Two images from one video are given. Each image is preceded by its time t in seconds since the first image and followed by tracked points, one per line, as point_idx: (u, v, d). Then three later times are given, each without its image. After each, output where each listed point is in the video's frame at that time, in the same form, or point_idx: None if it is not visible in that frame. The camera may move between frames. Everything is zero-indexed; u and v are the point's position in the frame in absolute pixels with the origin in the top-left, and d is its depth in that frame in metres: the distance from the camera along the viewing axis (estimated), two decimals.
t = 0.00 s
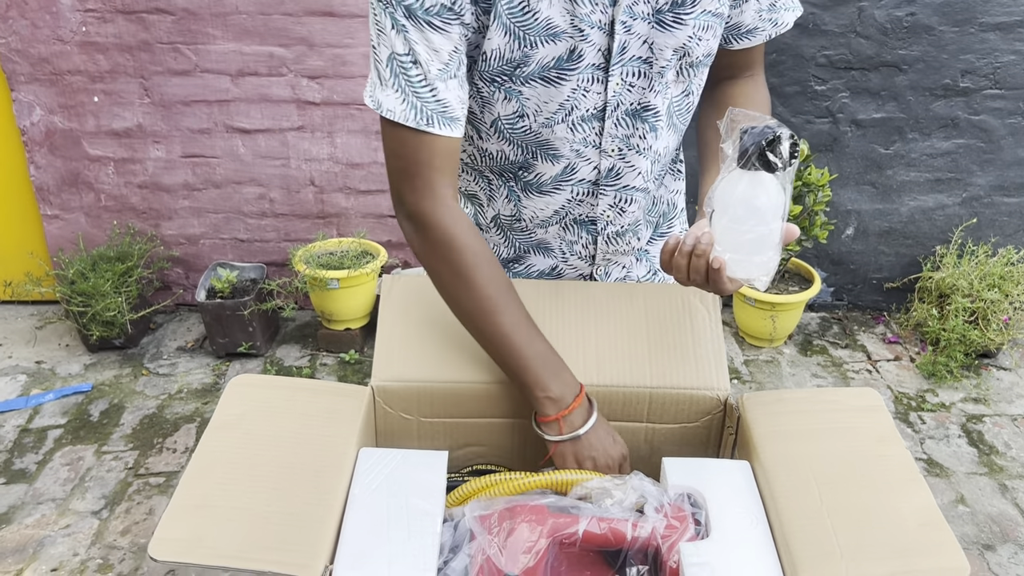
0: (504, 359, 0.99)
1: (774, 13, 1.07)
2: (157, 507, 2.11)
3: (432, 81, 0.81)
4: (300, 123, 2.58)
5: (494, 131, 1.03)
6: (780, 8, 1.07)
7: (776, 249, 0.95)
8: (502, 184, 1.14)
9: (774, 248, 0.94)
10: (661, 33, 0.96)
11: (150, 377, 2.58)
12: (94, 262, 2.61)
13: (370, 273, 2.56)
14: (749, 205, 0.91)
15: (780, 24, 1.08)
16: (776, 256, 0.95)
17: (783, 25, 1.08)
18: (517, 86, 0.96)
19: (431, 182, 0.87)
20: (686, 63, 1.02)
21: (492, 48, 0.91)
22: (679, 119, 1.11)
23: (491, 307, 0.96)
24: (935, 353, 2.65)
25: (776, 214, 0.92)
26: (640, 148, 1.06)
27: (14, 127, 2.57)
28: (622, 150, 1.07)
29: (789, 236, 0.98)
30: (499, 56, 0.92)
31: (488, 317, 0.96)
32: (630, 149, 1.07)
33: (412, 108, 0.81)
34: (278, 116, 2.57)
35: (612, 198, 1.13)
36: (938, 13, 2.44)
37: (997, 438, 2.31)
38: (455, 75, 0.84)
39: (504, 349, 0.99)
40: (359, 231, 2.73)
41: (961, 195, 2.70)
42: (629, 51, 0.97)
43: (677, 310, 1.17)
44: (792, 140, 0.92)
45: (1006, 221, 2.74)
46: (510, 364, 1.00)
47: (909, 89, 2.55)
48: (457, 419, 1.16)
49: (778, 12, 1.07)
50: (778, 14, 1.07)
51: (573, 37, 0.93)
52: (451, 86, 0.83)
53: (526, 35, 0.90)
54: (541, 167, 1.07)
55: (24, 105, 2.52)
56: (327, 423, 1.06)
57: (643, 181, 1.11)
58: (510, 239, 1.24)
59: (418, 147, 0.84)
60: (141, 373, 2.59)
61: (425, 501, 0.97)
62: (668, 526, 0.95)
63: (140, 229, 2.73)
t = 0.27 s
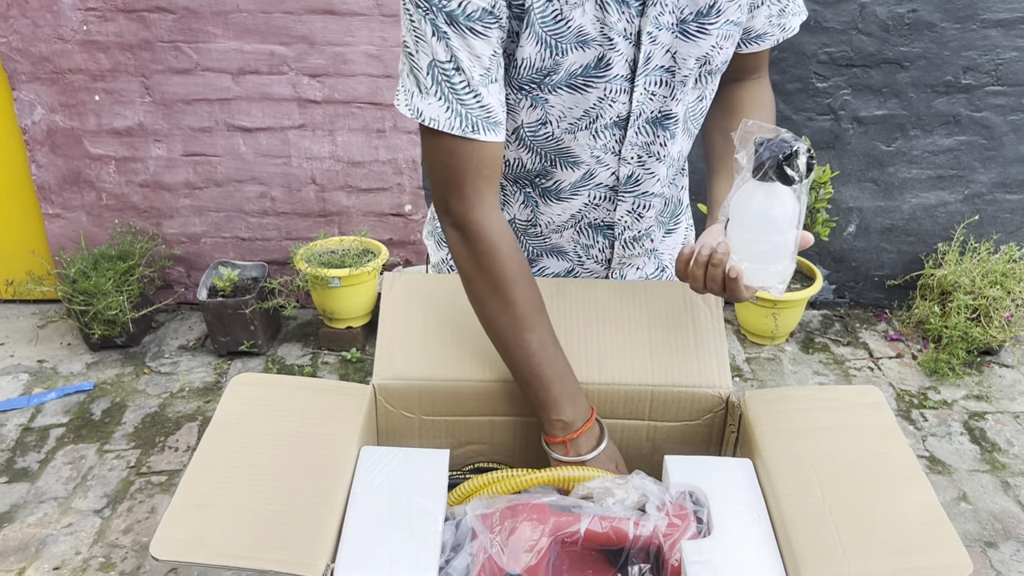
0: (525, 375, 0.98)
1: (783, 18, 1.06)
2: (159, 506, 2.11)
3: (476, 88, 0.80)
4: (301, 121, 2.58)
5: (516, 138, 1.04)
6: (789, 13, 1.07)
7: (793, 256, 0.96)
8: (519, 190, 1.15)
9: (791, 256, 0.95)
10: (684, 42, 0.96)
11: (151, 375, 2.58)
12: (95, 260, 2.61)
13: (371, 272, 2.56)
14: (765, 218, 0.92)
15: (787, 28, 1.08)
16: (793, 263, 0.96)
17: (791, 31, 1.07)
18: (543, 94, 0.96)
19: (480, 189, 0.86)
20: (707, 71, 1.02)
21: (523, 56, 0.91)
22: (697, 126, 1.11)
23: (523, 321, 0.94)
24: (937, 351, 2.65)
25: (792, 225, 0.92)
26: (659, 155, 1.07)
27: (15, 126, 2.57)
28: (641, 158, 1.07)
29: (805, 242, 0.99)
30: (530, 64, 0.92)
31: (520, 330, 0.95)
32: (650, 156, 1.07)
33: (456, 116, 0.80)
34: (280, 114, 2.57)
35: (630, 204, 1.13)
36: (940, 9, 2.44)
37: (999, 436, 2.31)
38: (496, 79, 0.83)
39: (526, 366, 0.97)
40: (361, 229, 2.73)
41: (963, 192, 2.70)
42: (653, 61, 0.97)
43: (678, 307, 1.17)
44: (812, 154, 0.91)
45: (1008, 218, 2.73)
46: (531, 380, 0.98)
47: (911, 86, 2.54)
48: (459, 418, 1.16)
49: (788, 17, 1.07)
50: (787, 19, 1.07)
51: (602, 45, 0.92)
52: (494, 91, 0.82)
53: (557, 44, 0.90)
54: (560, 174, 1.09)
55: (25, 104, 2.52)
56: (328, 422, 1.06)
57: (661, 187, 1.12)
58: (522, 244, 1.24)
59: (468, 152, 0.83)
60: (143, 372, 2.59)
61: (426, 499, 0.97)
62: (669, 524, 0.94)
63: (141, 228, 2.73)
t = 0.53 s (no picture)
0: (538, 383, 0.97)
1: (790, 19, 1.06)
2: (161, 506, 2.12)
3: (499, 89, 0.79)
4: (303, 121, 2.57)
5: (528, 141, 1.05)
6: (796, 15, 1.06)
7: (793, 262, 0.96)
8: (528, 193, 1.15)
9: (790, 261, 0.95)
10: (700, 44, 0.96)
11: (154, 375, 2.58)
12: (97, 261, 2.61)
13: (373, 271, 2.56)
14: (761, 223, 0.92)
15: (794, 30, 1.08)
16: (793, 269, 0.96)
17: (798, 31, 1.07)
18: (557, 95, 0.96)
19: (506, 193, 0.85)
20: (721, 73, 1.02)
21: (540, 58, 0.90)
22: (708, 128, 1.11)
23: (535, 332, 0.93)
24: (940, 349, 2.64)
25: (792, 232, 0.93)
26: (671, 157, 1.07)
27: (17, 126, 2.57)
28: (654, 161, 1.07)
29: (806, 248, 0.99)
30: (546, 64, 0.91)
31: (532, 338, 0.94)
32: (662, 159, 1.07)
33: (479, 118, 0.79)
34: (281, 114, 2.57)
35: (641, 206, 1.14)
36: (942, 7, 2.43)
37: (1002, 434, 2.30)
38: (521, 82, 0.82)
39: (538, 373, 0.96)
40: (362, 229, 2.72)
41: (966, 190, 2.69)
42: (668, 62, 0.96)
43: (677, 305, 1.17)
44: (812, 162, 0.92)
45: (1011, 216, 2.72)
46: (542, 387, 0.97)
47: (913, 84, 2.54)
48: (458, 416, 1.16)
49: (794, 18, 1.06)
50: (794, 20, 1.07)
51: (617, 46, 0.92)
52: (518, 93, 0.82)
53: (574, 44, 0.90)
54: (571, 176, 1.09)
55: (27, 104, 2.52)
56: (328, 420, 1.06)
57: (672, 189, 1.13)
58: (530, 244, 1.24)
59: (492, 154, 0.82)
60: (145, 372, 2.59)
61: (425, 497, 0.96)
62: (669, 522, 0.94)
63: (143, 228, 2.73)
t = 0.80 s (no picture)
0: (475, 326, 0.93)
1: (793, 27, 1.08)
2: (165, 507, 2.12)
3: (432, 55, 0.76)
4: (305, 122, 2.58)
5: (513, 126, 1.02)
6: (800, 21, 1.09)
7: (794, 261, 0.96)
8: (515, 186, 1.12)
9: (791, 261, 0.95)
10: (692, 36, 0.98)
11: (157, 377, 2.58)
12: (101, 262, 2.61)
13: (375, 272, 2.56)
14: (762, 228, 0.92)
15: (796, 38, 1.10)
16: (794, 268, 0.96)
17: (799, 39, 1.09)
18: (543, 77, 0.94)
19: (401, 151, 0.81)
20: (714, 67, 1.04)
21: (520, 34, 0.89)
22: (703, 126, 1.13)
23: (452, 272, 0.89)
24: (944, 350, 2.64)
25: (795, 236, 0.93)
26: (665, 151, 1.08)
27: (20, 128, 2.58)
28: (647, 156, 1.07)
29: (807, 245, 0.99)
30: (527, 40, 0.90)
31: (451, 279, 0.89)
32: (655, 153, 1.07)
33: (407, 78, 0.76)
34: (284, 115, 2.57)
35: (635, 201, 1.14)
36: (945, 7, 2.43)
37: (1007, 435, 2.29)
38: (459, 54, 0.79)
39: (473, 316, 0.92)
40: (365, 230, 2.72)
41: (970, 191, 2.68)
42: (659, 52, 0.97)
43: (680, 305, 1.16)
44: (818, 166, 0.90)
45: (1015, 216, 2.72)
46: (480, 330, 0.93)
47: (917, 84, 2.53)
48: (460, 418, 1.16)
49: (798, 24, 1.08)
50: (797, 28, 1.09)
51: (605, 28, 0.92)
52: (451, 64, 0.79)
53: (560, 22, 0.89)
54: (559, 165, 1.07)
55: (30, 106, 2.52)
56: (330, 422, 1.06)
57: (667, 185, 1.13)
58: (521, 245, 1.22)
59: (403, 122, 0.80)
60: (149, 374, 2.60)
61: (427, 500, 0.96)
62: (672, 525, 0.94)
63: (146, 230, 2.73)
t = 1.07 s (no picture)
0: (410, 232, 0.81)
1: (785, 23, 1.09)
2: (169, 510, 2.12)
3: (367, 13, 0.77)
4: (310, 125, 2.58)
5: (490, 112, 1.02)
6: (792, 18, 1.10)
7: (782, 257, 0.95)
8: (495, 177, 1.11)
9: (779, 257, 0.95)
10: (670, 21, 0.97)
11: (162, 380, 2.58)
12: (106, 265, 2.62)
13: (380, 275, 2.55)
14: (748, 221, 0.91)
15: (789, 34, 1.11)
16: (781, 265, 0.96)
17: (793, 36, 1.10)
18: (516, 57, 0.95)
19: (317, 88, 0.79)
20: (695, 56, 1.03)
21: (489, 8, 0.91)
22: (688, 118, 1.11)
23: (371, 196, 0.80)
24: (950, 352, 2.63)
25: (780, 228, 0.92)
26: (645, 140, 1.06)
27: (26, 131, 2.59)
28: (626, 143, 1.06)
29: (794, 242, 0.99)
30: (497, 17, 0.92)
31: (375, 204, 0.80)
32: (634, 141, 1.06)
33: (338, 31, 0.77)
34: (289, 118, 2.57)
35: (616, 191, 1.12)
36: (951, 9, 2.42)
37: (1014, 438, 2.28)
38: (400, 19, 0.80)
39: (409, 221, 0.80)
40: (370, 233, 2.72)
41: (976, 193, 2.67)
42: (635, 36, 0.97)
43: (685, 311, 1.19)
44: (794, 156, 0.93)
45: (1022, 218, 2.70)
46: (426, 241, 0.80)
47: (923, 86, 2.53)
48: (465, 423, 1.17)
49: (790, 21, 1.10)
50: (790, 24, 1.10)
51: (576, 8, 0.93)
52: (388, 27, 0.79)
53: None
54: (537, 153, 1.06)
55: (36, 109, 2.53)
56: (334, 427, 1.06)
57: (648, 176, 1.11)
58: (505, 239, 1.19)
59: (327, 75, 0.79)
60: (154, 376, 2.60)
61: (433, 504, 0.97)
62: (678, 530, 0.95)
63: (151, 233, 2.73)
